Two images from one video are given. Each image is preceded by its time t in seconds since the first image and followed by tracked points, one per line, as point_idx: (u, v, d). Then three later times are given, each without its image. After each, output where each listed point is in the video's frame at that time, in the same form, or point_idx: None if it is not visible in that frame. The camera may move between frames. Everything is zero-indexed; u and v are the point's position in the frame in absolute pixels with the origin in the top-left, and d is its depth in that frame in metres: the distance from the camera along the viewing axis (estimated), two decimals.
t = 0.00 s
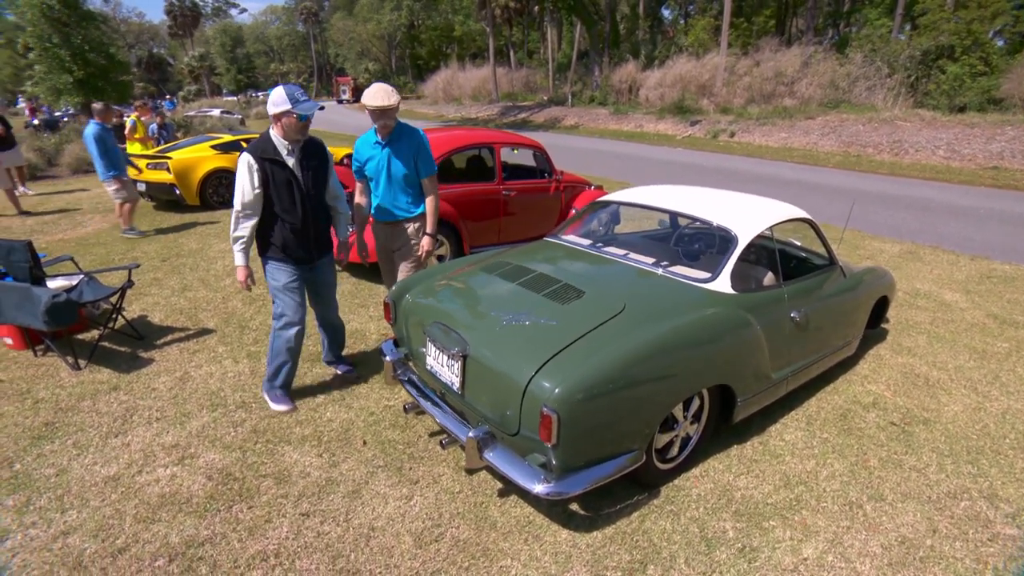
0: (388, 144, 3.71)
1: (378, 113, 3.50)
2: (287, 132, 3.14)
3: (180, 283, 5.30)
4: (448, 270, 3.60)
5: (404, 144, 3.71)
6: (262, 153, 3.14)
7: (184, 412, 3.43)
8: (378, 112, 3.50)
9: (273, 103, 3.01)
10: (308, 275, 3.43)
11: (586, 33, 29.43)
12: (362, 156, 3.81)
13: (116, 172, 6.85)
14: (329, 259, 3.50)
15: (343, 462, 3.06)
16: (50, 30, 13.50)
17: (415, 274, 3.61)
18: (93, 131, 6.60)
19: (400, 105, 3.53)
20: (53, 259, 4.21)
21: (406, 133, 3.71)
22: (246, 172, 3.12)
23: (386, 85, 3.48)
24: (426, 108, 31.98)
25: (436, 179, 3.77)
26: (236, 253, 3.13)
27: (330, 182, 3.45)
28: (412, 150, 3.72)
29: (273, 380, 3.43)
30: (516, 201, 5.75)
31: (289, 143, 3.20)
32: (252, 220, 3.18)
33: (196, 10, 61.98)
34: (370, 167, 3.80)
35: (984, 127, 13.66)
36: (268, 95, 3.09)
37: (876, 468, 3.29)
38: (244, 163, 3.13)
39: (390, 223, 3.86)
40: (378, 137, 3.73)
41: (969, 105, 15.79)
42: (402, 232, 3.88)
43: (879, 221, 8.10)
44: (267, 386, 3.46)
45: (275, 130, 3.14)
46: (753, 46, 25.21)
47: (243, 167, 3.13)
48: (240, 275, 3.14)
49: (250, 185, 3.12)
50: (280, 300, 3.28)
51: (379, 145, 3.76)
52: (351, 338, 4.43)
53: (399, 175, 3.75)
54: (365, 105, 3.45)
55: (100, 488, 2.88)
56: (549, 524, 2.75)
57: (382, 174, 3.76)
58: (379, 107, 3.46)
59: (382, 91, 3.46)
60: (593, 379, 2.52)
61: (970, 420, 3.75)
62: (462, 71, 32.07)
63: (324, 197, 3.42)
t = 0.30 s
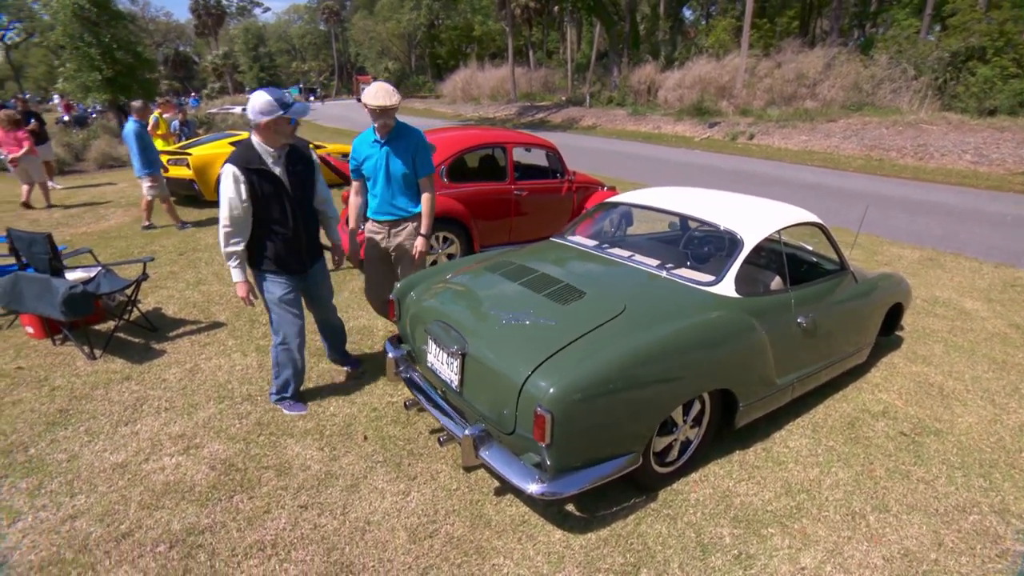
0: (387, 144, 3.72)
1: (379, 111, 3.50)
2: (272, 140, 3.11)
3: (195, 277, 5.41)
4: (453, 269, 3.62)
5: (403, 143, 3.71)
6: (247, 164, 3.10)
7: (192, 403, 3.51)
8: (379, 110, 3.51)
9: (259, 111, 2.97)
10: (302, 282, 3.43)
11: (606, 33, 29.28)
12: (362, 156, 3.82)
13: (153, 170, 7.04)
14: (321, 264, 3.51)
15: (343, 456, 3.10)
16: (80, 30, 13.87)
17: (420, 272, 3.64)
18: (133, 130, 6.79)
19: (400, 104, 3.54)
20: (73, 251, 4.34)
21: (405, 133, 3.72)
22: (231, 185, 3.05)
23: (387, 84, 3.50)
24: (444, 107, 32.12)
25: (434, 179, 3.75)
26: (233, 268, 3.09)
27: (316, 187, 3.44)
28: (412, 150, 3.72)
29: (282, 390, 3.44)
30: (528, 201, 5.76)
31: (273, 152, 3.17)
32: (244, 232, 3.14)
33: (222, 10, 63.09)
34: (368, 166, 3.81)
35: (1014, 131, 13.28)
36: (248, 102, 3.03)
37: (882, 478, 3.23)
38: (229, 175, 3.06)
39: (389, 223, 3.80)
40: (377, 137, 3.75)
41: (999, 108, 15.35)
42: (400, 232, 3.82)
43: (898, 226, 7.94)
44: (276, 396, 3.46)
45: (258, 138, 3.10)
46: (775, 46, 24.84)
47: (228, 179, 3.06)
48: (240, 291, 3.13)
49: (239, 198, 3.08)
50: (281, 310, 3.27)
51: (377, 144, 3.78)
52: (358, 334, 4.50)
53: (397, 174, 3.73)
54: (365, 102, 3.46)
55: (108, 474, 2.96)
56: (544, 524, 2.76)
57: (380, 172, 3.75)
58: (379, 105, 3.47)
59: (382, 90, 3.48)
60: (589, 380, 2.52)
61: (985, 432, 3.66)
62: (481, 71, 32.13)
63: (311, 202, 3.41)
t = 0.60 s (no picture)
0: (381, 138, 3.62)
1: (372, 103, 3.40)
2: (257, 129, 2.95)
3: (210, 270, 5.53)
4: (459, 262, 3.65)
5: (398, 136, 3.64)
6: (233, 155, 2.92)
7: (203, 392, 3.59)
8: (371, 103, 3.41)
9: (248, 101, 2.80)
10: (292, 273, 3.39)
11: (623, 27, 28.99)
12: (353, 152, 3.67)
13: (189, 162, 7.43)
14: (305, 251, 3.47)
15: (347, 447, 3.15)
16: (105, 28, 14.19)
17: (425, 265, 3.67)
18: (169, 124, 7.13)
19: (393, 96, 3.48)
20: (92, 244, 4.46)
21: (398, 126, 3.65)
22: (222, 181, 2.88)
23: (379, 77, 3.41)
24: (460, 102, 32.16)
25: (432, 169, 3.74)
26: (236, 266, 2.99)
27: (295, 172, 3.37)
28: (408, 142, 3.66)
29: (286, 381, 3.50)
30: (539, 195, 5.76)
31: (256, 141, 3.01)
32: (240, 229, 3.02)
33: (243, 7, 63.91)
34: (362, 162, 3.66)
35: None
36: (229, 90, 2.80)
37: (890, 478, 3.18)
38: (216, 171, 2.87)
39: (390, 217, 3.69)
40: (369, 132, 3.63)
41: None
42: (402, 225, 3.71)
43: (918, 222, 7.76)
44: (282, 387, 3.53)
45: (241, 128, 2.92)
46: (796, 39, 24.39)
47: (217, 175, 2.87)
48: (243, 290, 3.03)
49: (233, 194, 2.93)
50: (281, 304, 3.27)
51: (370, 139, 3.65)
52: (367, 327, 4.58)
53: (395, 167, 3.63)
54: (359, 95, 3.35)
55: (121, 460, 3.05)
56: (542, 516, 2.77)
57: (376, 166, 3.62)
58: (373, 97, 3.38)
59: (375, 82, 3.40)
60: (586, 373, 2.52)
61: (1001, 433, 3.57)
62: (497, 66, 32.11)
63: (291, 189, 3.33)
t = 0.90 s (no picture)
0: (371, 138, 3.62)
1: (362, 104, 3.43)
2: (259, 129, 3.00)
3: (224, 269, 5.64)
4: (464, 264, 3.68)
5: (388, 136, 3.66)
6: (240, 155, 2.94)
7: (212, 389, 3.66)
8: (361, 103, 3.44)
9: (255, 101, 2.87)
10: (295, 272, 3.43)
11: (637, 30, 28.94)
12: (342, 153, 3.63)
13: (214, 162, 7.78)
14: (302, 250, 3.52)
15: (350, 445, 3.18)
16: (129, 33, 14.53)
17: (432, 266, 3.70)
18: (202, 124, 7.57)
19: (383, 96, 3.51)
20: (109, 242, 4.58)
21: (386, 127, 3.67)
22: (235, 182, 2.90)
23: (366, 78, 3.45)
24: (475, 105, 32.28)
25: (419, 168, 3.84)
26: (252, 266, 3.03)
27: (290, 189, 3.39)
28: (397, 142, 3.70)
29: (293, 380, 3.55)
30: (549, 199, 5.78)
31: (258, 142, 3.05)
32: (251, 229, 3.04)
33: (262, 11, 64.87)
34: (353, 163, 3.63)
35: None
36: (232, 91, 2.85)
37: (897, 487, 3.12)
38: (228, 173, 2.88)
39: (382, 216, 3.70)
40: (358, 133, 3.61)
41: None
42: (389, 224, 3.73)
43: (937, 227, 7.62)
44: (289, 386, 3.58)
45: (245, 128, 2.96)
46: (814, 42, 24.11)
47: (229, 176, 2.89)
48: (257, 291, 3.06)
49: (245, 195, 2.95)
50: (289, 303, 3.32)
51: (359, 139, 3.62)
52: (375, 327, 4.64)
53: (386, 167, 3.65)
54: (350, 95, 3.37)
55: (131, 453, 3.11)
56: (541, 517, 2.78)
57: (369, 166, 3.61)
58: (365, 97, 3.40)
59: (365, 83, 3.42)
60: (586, 374, 2.52)
61: (1016, 444, 3.49)
62: (511, 69, 32.16)
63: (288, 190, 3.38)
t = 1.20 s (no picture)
0: (372, 138, 3.66)
1: (360, 104, 3.49)
2: (264, 123, 3.08)
3: (235, 266, 5.71)
4: (471, 263, 3.69)
5: (387, 136, 3.71)
6: (250, 146, 2.98)
7: (221, 383, 3.71)
8: (359, 104, 3.50)
9: (264, 95, 2.98)
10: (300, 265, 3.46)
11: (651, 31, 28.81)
12: (341, 153, 3.66)
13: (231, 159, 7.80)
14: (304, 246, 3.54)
15: (355, 441, 3.21)
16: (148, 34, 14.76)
17: (438, 265, 3.72)
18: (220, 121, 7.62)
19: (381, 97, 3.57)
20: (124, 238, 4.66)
21: (384, 127, 3.72)
22: (249, 172, 2.92)
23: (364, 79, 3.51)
24: (488, 105, 32.33)
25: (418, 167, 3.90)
26: (270, 255, 3.05)
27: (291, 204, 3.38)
28: (397, 142, 3.76)
29: (300, 375, 3.58)
30: (559, 199, 5.79)
31: (264, 135, 3.10)
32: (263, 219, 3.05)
33: (278, 11, 65.48)
34: (353, 163, 3.65)
35: None
36: (243, 86, 2.94)
37: (905, 494, 3.08)
38: (241, 162, 2.89)
39: (382, 215, 3.73)
40: (359, 133, 3.65)
41: None
42: (393, 224, 3.78)
43: (954, 231, 7.51)
44: (296, 382, 3.61)
45: (251, 121, 3.02)
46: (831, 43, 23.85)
47: (244, 166, 2.90)
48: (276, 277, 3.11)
49: (257, 184, 2.98)
50: (298, 294, 3.38)
51: (359, 139, 3.65)
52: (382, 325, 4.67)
53: (386, 166, 3.69)
54: (348, 96, 3.43)
55: (140, 446, 3.16)
56: (542, 517, 2.78)
57: (369, 165, 3.64)
58: (366, 97, 3.47)
59: (364, 84, 3.48)
60: (589, 374, 2.52)
61: None
62: (524, 70, 32.14)
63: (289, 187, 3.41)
